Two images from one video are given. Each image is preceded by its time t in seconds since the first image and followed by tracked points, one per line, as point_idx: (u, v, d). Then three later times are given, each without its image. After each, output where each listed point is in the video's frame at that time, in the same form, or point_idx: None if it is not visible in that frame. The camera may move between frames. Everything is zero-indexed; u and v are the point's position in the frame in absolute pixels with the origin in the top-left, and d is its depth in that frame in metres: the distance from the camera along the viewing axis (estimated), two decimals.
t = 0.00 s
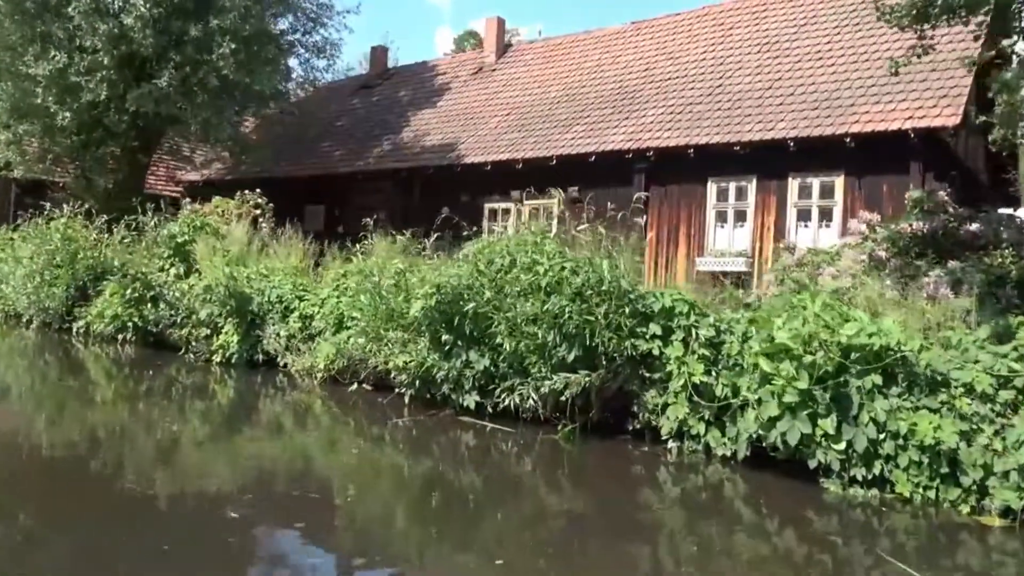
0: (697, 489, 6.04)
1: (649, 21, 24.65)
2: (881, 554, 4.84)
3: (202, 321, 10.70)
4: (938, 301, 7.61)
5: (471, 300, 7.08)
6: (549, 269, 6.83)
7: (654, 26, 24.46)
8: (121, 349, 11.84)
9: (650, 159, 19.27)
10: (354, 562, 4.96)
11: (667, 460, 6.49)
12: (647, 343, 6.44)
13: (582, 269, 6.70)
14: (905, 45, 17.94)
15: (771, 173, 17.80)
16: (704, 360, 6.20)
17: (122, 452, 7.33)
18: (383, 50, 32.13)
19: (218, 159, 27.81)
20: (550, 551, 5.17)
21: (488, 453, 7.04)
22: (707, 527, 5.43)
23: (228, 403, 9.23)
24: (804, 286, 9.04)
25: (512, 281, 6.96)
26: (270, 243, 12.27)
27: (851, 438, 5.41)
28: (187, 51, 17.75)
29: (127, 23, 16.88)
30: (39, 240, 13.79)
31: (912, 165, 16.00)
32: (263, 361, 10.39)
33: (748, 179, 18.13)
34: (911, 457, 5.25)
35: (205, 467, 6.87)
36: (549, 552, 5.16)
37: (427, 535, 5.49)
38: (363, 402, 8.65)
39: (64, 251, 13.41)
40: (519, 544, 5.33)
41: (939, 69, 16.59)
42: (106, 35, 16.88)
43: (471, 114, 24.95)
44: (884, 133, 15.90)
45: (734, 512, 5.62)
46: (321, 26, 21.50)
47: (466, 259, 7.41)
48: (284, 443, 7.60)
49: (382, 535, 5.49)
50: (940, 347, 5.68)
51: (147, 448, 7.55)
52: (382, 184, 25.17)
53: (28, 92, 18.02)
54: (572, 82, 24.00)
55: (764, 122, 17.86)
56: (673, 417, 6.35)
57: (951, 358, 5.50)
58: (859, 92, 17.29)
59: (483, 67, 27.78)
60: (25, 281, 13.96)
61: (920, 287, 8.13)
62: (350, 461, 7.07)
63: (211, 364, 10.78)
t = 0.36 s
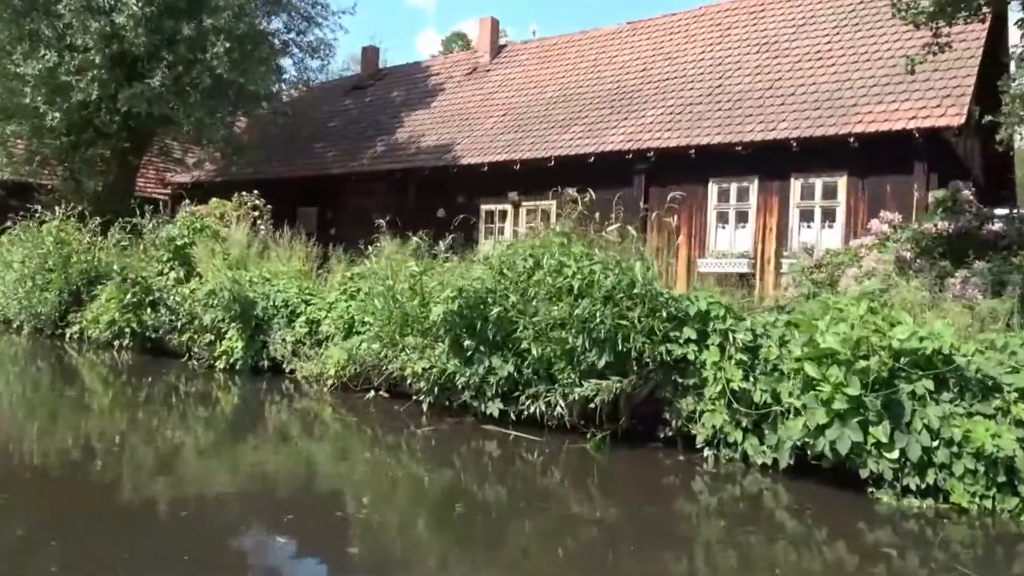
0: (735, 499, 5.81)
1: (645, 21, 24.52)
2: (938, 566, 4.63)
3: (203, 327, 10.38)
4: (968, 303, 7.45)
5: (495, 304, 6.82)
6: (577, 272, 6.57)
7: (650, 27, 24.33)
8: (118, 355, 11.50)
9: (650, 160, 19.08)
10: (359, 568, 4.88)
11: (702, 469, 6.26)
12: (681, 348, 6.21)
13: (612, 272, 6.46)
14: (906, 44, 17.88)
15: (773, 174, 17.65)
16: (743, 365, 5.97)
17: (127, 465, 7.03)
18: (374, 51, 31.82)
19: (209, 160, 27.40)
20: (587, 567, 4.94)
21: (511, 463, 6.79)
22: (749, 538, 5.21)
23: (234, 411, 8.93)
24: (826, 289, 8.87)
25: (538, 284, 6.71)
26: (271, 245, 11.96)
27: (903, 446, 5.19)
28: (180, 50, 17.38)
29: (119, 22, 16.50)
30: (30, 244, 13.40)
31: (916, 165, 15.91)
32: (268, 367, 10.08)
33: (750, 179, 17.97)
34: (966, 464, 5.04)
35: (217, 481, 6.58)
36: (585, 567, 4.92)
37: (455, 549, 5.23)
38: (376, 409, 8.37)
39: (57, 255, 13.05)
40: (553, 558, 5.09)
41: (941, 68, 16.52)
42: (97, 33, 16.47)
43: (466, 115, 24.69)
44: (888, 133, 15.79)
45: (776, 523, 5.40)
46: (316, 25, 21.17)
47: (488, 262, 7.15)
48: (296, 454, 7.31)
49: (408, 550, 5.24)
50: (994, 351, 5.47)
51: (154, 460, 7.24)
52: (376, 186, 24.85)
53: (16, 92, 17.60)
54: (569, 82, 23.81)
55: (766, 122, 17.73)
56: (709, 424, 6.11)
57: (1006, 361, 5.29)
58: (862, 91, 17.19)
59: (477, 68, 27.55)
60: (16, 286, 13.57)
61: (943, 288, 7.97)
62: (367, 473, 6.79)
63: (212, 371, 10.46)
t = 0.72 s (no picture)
0: (781, 506, 5.59)
1: (644, 19, 24.36)
2: None
3: (211, 331, 10.09)
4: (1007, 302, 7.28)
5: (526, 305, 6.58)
6: (612, 271, 6.35)
7: (649, 24, 24.15)
8: (120, 360, 11.19)
9: (654, 157, 18.87)
10: None
11: (744, 476, 6.04)
12: (723, 350, 5.99)
13: (650, 271, 6.24)
14: (911, 41, 17.76)
15: (779, 171, 17.47)
16: (788, 368, 5.77)
17: (140, 476, 6.75)
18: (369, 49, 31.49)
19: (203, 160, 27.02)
20: None
21: (542, 469, 6.55)
22: (802, 548, 4.99)
23: (246, 417, 8.65)
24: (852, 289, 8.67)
25: (570, 285, 6.47)
26: (277, 246, 11.67)
27: (965, 451, 5.00)
28: (178, 48, 17.06)
29: (115, 18, 16.15)
30: (27, 245, 13.04)
31: (925, 161, 15.79)
32: (278, 372, 9.80)
33: (755, 177, 17.79)
34: None
35: (237, 492, 6.31)
36: None
37: (494, 562, 4.99)
38: (395, 416, 8.11)
39: (54, 257, 12.71)
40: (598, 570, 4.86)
41: (948, 64, 16.40)
42: (93, 30, 16.14)
43: (465, 113, 24.42)
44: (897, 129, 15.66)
45: (829, 531, 5.19)
46: (314, 22, 20.84)
47: (517, 262, 6.91)
48: (316, 463, 7.05)
49: (445, 564, 5.00)
50: None
51: (168, 470, 6.96)
52: (374, 185, 24.56)
53: (8, 91, 17.21)
54: (569, 80, 23.59)
55: (772, 118, 17.56)
56: (753, 429, 5.90)
57: None
58: (868, 88, 17.06)
59: (474, 66, 27.30)
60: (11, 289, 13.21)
61: (977, 284, 7.79)
62: (393, 482, 6.54)
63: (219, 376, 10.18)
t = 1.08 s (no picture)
0: (833, 516, 5.37)
1: (645, 17, 24.20)
2: None
3: (221, 335, 9.82)
4: None
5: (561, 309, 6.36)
6: (653, 273, 6.12)
7: (650, 23, 23.98)
8: (125, 367, 10.92)
9: (659, 156, 18.67)
10: None
11: (791, 484, 5.83)
12: (770, 354, 5.78)
13: (691, 272, 6.02)
14: (918, 38, 17.65)
15: (787, 169, 17.30)
16: (839, 373, 5.57)
17: (155, 489, 6.48)
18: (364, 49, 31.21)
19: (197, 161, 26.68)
20: None
21: (577, 479, 6.31)
22: (861, 561, 4.77)
23: (260, 426, 8.38)
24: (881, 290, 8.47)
25: (608, 287, 6.25)
26: (285, 249, 11.40)
27: None
28: (176, 46, 16.76)
29: (113, 16, 15.83)
30: (24, 248, 12.70)
31: (934, 159, 15.67)
32: (290, 378, 9.52)
33: (762, 176, 17.62)
34: None
35: (260, 507, 6.05)
36: None
37: None
38: (416, 423, 7.85)
39: (54, 260, 12.42)
40: None
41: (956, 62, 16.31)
42: (90, 28, 15.81)
43: (464, 113, 24.16)
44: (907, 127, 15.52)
45: (887, 543, 4.98)
46: (313, 22, 20.55)
47: (549, 264, 6.69)
48: (338, 475, 6.79)
49: None
50: None
51: (184, 484, 6.71)
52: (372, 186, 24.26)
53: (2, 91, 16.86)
54: (569, 79, 23.39)
55: (779, 117, 17.40)
56: (803, 436, 5.69)
57: None
58: (876, 86, 16.93)
59: (472, 65, 27.07)
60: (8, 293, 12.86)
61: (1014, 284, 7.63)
62: (422, 493, 6.30)
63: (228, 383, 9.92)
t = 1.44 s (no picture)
0: (891, 530, 5.15)
1: (649, 17, 24.01)
2: None
3: (234, 340, 9.55)
4: None
5: (602, 314, 6.13)
6: (699, 275, 5.90)
7: (654, 22, 23.78)
8: (132, 372, 10.64)
9: (668, 156, 18.47)
10: None
11: (844, 496, 5.61)
12: (823, 361, 5.57)
13: (739, 275, 5.81)
14: (928, 38, 17.51)
15: (797, 170, 17.12)
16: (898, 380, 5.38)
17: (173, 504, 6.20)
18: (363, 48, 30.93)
19: (195, 162, 26.34)
20: None
21: (617, 490, 6.07)
22: None
23: (278, 435, 8.11)
24: (915, 294, 8.27)
25: (651, 290, 6.02)
26: (296, 251, 11.12)
27: None
28: (178, 44, 16.45)
29: (114, 13, 15.49)
30: (26, 250, 12.38)
31: (948, 161, 15.53)
32: (306, 384, 9.24)
33: (771, 177, 17.43)
34: None
35: (286, 522, 5.80)
36: None
37: None
38: (441, 432, 7.61)
39: (57, 262, 12.11)
40: None
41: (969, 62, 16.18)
42: (90, 25, 15.47)
43: (467, 113, 23.90)
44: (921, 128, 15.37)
45: (953, 558, 4.76)
46: (316, 21, 20.26)
47: (587, 267, 6.46)
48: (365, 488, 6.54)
49: None
50: None
51: (205, 497, 6.45)
52: (374, 186, 23.98)
53: None
54: (573, 79, 23.17)
55: (790, 117, 17.22)
56: (859, 446, 5.48)
57: None
58: (887, 86, 16.78)
59: (473, 65, 26.82)
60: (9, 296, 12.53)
61: None
62: (455, 505, 6.06)
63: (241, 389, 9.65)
